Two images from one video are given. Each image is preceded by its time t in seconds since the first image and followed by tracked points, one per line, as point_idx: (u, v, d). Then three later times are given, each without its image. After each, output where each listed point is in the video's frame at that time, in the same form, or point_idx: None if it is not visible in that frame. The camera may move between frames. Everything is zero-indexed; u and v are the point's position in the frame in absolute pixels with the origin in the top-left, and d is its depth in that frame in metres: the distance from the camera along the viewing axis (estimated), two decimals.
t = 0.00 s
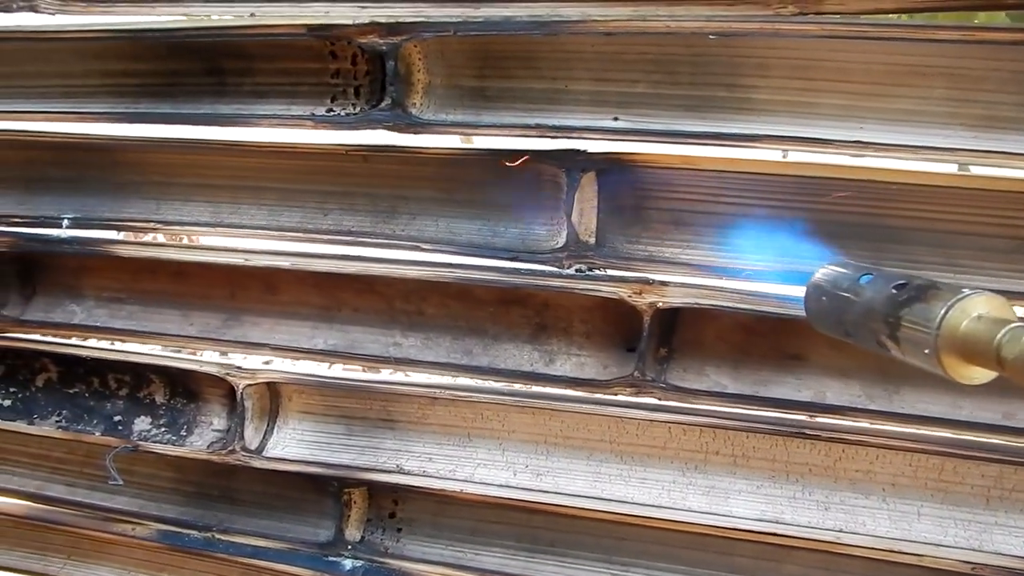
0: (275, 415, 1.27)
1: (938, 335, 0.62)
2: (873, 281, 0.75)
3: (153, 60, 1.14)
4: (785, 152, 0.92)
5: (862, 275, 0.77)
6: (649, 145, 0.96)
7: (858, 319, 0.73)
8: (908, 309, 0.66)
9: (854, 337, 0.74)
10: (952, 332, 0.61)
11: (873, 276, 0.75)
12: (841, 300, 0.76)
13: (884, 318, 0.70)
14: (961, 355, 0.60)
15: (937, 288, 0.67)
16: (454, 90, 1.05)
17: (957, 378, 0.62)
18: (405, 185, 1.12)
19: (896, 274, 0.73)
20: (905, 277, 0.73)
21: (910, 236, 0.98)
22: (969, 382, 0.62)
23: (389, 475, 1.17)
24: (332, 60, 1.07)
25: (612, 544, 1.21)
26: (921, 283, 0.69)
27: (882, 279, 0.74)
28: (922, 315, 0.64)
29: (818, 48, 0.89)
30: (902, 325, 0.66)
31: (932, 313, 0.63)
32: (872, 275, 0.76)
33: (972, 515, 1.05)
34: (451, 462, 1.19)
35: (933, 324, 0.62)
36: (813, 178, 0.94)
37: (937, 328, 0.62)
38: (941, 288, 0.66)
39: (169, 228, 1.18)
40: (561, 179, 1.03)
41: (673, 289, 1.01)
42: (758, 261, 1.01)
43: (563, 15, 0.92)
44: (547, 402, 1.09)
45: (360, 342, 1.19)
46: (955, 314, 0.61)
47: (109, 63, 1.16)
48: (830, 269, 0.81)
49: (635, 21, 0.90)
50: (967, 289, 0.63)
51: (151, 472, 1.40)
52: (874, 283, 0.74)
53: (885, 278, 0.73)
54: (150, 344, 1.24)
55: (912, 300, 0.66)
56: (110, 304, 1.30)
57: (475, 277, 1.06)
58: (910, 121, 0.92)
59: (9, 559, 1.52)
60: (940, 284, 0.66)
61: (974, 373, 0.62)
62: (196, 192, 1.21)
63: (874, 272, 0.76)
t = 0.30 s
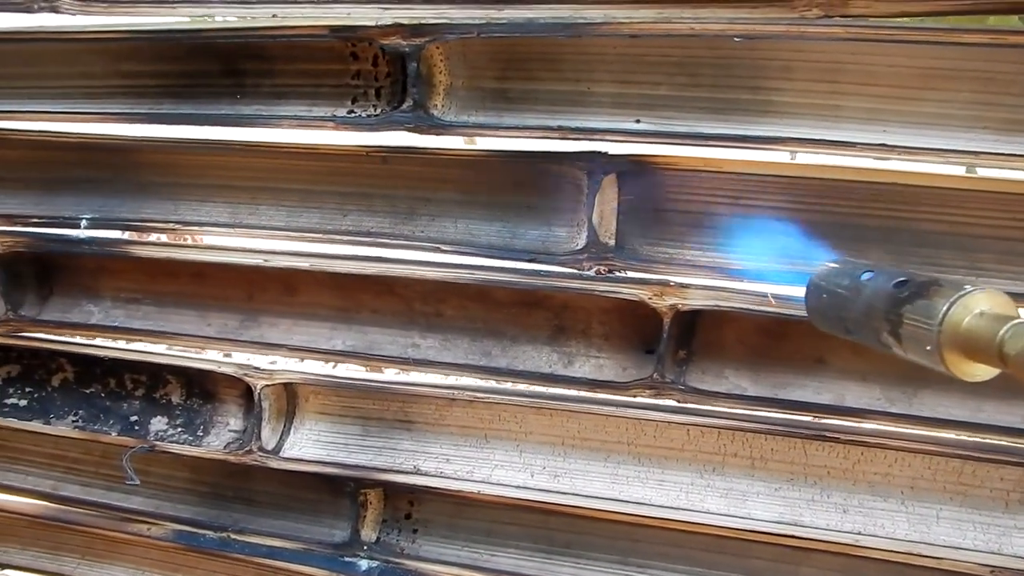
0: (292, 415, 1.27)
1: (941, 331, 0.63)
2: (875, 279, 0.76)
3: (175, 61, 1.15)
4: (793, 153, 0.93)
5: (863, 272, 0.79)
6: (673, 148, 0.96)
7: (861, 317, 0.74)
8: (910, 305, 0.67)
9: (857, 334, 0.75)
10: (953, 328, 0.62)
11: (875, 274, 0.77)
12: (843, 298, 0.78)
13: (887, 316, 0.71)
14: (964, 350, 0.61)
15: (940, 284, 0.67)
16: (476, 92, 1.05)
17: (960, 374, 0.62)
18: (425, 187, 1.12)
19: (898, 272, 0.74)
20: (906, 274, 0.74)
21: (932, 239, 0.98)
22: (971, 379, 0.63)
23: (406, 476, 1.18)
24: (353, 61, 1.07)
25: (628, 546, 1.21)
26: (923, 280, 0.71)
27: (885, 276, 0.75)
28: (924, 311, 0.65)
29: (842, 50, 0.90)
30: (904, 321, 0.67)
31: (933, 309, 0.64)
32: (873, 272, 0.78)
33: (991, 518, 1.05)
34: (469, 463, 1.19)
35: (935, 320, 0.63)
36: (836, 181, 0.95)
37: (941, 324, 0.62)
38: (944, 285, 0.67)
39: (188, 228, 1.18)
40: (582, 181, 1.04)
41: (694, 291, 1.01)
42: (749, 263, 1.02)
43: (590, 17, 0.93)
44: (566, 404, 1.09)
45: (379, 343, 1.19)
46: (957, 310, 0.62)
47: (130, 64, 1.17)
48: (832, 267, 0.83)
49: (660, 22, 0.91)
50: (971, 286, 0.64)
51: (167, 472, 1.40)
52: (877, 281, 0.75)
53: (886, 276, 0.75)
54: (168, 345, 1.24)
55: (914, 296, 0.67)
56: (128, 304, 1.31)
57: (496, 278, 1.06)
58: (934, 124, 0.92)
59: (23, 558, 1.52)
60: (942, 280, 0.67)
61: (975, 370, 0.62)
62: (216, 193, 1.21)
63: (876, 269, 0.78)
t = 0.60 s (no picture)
0: (307, 413, 1.28)
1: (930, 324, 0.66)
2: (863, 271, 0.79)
3: (193, 59, 1.15)
4: (800, 155, 0.94)
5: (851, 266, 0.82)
6: (690, 149, 0.97)
7: (850, 309, 0.77)
8: (899, 298, 0.70)
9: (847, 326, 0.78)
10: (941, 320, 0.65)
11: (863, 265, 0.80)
12: (834, 292, 0.80)
13: (876, 309, 0.73)
14: (952, 342, 0.64)
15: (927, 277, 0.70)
16: (493, 92, 1.06)
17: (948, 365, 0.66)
18: (441, 187, 1.13)
19: (884, 264, 0.77)
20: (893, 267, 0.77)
21: (947, 242, 0.98)
22: (958, 369, 0.66)
23: (421, 474, 1.18)
24: (372, 61, 1.08)
25: (641, 545, 1.22)
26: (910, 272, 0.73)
27: (872, 268, 0.78)
28: (913, 305, 0.68)
29: (861, 54, 0.90)
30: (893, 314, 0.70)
31: (924, 302, 0.67)
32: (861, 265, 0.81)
33: (1004, 520, 1.05)
34: (483, 462, 1.20)
35: (925, 313, 0.66)
36: (854, 184, 0.95)
37: (930, 318, 0.65)
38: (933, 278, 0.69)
39: (205, 226, 1.19)
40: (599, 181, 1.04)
41: (711, 292, 1.02)
42: (741, 259, 1.03)
43: (610, 19, 0.94)
44: (581, 404, 1.10)
45: (394, 342, 1.20)
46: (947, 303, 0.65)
47: (148, 62, 1.17)
48: (820, 261, 0.86)
49: (679, 25, 0.91)
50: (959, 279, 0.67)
51: (180, 469, 1.40)
52: (864, 273, 0.78)
53: (873, 268, 0.77)
54: (183, 342, 1.25)
55: (902, 289, 0.70)
56: (143, 301, 1.31)
57: (515, 278, 1.07)
58: (952, 127, 0.93)
59: (35, 553, 1.53)
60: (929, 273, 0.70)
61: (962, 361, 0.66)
62: (232, 191, 1.22)
63: (864, 263, 0.81)
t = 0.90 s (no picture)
0: (329, 413, 1.29)
1: (931, 325, 0.67)
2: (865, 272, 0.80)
3: (219, 63, 1.16)
4: (813, 158, 0.95)
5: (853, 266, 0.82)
6: (713, 153, 0.97)
7: (852, 310, 0.78)
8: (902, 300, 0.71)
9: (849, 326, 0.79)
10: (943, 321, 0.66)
11: (865, 266, 0.80)
12: (836, 292, 0.81)
13: (879, 310, 0.74)
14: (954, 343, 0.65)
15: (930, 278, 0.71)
16: (517, 97, 1.07)
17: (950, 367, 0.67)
18: (464, 190, 1.14)
19: (886, 265, 0.78)
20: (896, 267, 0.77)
21: (968, 246, 0.99)
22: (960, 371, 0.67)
23: (443, 475, 1.19)
24: (396, 66, 1.09)
25: (661, 547, 1.22)
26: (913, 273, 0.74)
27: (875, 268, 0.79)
28: (914, 306, 0.69)
29: (885, 59, 0.91)
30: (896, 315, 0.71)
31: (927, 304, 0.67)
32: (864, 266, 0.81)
33: None
34: (504, 463, 1.20)
35: (927, 314, 0.67)
36: (877, 188, 0.96)
37: (932, 320, 0.66)
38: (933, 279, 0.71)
39: (230, 228, 1.20)
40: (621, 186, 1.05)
41: (732, 296, 1.02)
42: (741, 259, 1.04)
43: (635, 24, 0.95)
44: (604, 404, 1.10)
45: (416, 343, 1.21)
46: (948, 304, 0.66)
47: (173, 66, 1.18)
48: (821, 261, 0.87)
49: (704, 31, 0.92)
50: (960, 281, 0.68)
51: (202, 469, 1.41)
52: (866, 274, 0.79)
53: (876, 269, 0.78)
54: (207, 343, 1.26)
55: (904, 291, 0.71)
56: (167, 303, 1.32)
57: (539, 281, 1.08)
58: (975, 132, 0.93)
59: (57, 552, 1.54)
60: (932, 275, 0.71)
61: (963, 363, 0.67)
62: (256, 194, 1.23)
63: (867, 263, 0.81)
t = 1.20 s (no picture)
0: (333, 409, 1.29)
1: (920, 333, 0.68)
2: (854, 280, 0.81)
3: (227, 59, 1.17)
4: (825, 157, 0.95)
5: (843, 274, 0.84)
6: (719, 152, 0.97)
7: (843, 318, 0.79)
8: (891, 308, 0.72)
9: (840, 334, 0.80)
10: (932, 330, 0.67)
11: (855, 275, 0.82)
12: (825, 300, 0.82)
13: (867, 318, 0.76)
14: (943, 351, 0.66)
15: (918, 286, 0.73)
16: (522, 94, 1.07)
17: (940, 375, 0.68)
18: (470, 187, 1.14)
19: (877, 273, 0.79)
20: (885, 275, 0.79)
21: (975, 246, 0.99)
22: (950, 378, 0.68)
23: (446, 472, 1.20)
24: (403, 63, 1.09)
25: (664, 545, 1.22)
26: (901, 281, 0.76)
27: (864, 277, 0.80)
28: (903, 314, 0.70)
29: (891, 58, 0.91)
30: (885, 323, 0.72)
31: (915, 312, 0.69)
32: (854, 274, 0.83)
33: None
34: (508, 461, 1.21)
35: (915, 322, 0.68)
36: (883, 188, 0.95)
37: (921, 328, 0.68)
38: (922, 288, 0.72)
39: (237, 224, 1.21)
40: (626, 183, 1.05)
41: (734, 295, 1.03)
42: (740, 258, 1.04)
43: (641, 22, 0.95)
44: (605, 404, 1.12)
45: (421, 340, 1.21)
46: (935, 313, 0.67)
47: (182, 62, 1.19)
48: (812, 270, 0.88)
49: (710, 29, 0.92)
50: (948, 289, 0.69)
51: (207, 464, 1.42)
52: (856, 281, 0.80)
53: (866, 277, 0.80)
54: (214, 339, 1.27)
55: (893, 298, 0.73)
56: (174, 298, 1.32)
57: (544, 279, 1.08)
58: (981, 132, 0.93)
59: (62, 545, 1.54)
60: (920, 283, 0.72)
61: (952, 370, 0.68)
62: (262, 190, 1.23)
63: (857, 271, 0.83)
